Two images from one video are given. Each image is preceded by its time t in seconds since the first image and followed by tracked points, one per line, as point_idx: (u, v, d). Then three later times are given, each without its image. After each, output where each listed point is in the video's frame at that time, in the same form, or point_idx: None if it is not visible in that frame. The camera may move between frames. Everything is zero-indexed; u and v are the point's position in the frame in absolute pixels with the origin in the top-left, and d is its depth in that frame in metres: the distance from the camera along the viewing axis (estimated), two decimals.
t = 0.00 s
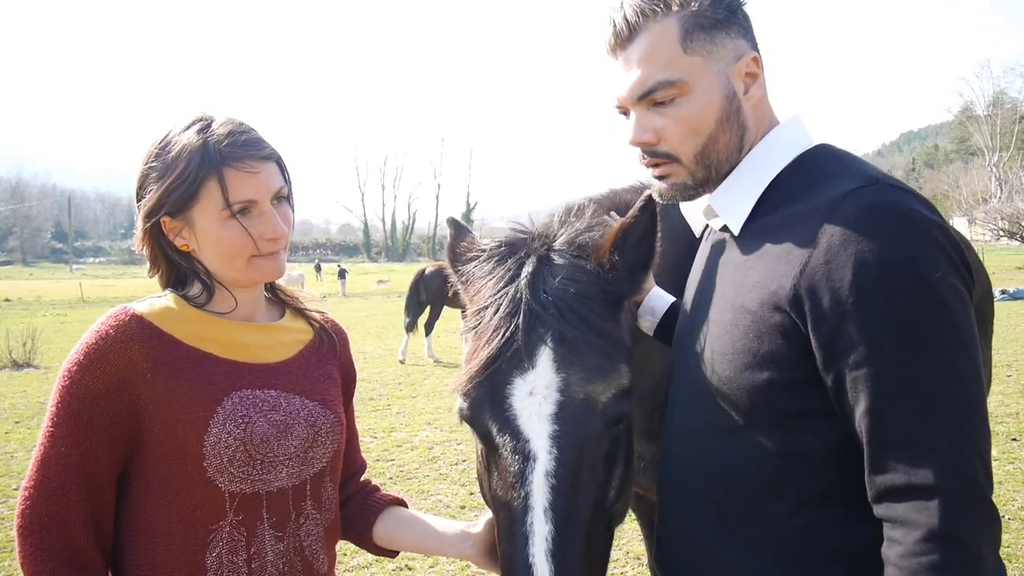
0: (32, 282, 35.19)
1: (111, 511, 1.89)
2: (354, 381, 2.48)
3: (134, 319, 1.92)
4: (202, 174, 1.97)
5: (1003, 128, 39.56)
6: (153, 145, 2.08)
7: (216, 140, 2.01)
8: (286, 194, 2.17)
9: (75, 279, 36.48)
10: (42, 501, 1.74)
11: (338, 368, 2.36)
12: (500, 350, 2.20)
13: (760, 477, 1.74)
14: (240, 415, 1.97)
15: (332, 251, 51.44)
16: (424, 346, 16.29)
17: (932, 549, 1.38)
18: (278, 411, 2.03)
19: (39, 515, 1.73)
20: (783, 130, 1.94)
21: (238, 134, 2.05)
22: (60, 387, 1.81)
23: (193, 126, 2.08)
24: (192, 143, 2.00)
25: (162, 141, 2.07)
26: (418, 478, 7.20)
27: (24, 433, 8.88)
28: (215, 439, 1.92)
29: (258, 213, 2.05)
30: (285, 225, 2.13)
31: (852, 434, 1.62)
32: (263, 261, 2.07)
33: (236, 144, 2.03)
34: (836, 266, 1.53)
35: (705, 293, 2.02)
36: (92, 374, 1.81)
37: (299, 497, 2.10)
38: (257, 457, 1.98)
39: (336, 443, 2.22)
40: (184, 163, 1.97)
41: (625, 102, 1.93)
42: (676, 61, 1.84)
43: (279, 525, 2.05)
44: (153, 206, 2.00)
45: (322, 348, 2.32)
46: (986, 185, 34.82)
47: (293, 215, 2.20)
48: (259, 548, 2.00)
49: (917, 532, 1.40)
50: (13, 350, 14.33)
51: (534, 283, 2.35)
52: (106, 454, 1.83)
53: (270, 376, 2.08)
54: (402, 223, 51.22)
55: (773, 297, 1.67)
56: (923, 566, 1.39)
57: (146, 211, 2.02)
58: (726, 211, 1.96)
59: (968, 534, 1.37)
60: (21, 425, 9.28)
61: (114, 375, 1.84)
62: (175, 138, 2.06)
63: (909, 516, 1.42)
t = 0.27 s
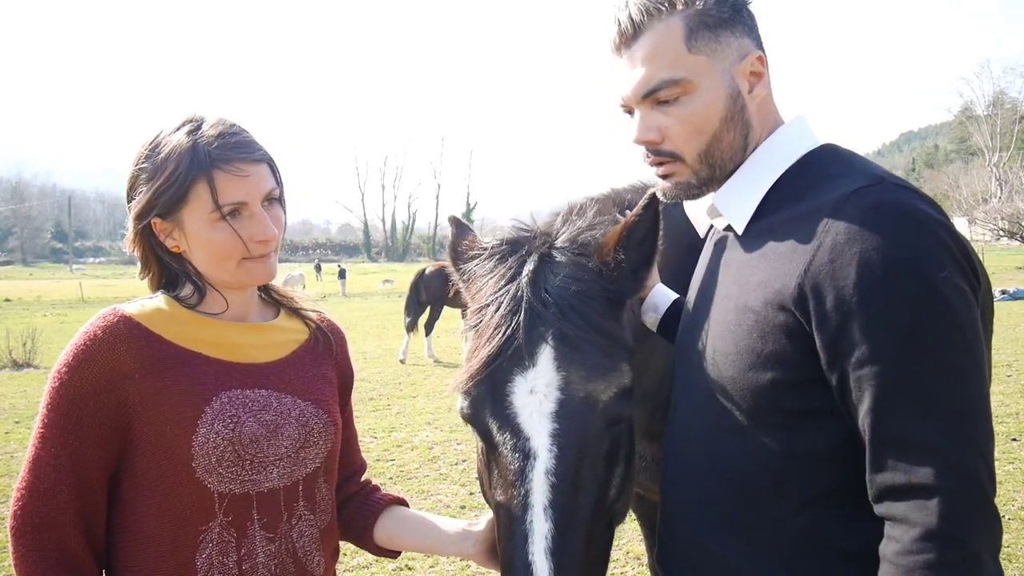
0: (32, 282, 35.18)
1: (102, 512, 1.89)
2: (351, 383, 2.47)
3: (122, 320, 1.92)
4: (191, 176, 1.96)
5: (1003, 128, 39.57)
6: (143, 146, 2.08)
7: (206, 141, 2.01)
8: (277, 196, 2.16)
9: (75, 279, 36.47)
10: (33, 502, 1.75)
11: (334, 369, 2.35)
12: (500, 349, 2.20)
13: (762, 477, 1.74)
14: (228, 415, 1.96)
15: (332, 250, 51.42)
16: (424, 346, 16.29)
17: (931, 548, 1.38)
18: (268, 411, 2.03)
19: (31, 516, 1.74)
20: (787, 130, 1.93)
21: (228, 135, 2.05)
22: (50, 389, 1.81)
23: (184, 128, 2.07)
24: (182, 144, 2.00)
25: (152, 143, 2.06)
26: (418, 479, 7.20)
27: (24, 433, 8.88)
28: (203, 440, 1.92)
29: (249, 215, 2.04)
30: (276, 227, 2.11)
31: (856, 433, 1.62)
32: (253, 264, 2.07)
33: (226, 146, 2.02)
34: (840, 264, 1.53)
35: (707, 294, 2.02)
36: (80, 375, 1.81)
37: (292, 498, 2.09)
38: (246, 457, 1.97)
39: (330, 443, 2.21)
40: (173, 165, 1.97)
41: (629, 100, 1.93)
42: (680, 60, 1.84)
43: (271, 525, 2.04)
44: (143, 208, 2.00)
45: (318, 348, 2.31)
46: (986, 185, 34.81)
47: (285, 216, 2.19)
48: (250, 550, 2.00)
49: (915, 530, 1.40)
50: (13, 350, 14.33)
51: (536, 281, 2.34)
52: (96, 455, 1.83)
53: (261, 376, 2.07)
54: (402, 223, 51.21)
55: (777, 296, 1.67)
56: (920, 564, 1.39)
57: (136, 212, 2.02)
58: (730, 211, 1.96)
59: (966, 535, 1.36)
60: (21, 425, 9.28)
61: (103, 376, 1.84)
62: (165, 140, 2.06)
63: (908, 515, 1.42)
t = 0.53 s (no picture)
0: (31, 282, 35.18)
1: (93, 518, 1.89)
2: (341, 384, 2.48)
3: (111, 324, 1.90)
4: (180, 161, 1.97)
5: (1002, 128, 39.57)
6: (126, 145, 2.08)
7: (191, 129, 2.02)
8: (264, 184, 2.17)
9: (75, 280, 36.47)
10: (21, 511, 1.74)
11: (326, 366, 2.34)
12: (499, 351, 2.19)
13: (764, 477, 1.74)
14: (224, 417, 1.95)
15: (332, 251, 51.42)
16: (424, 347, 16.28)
17: (935, 547, 1.38)
18: (263, 412, 2.02)
19: (19, 524, 1.74)
20: (792, 128, 1.92)
21: (214, 123, 2.06)
22: (37, 395, 1.81)
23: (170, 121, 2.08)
24: (168, 133, 2.01)
25: (135, 139, 2.06)
26: (418, 478, 7.19)
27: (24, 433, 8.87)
28: (199, 444, 1.91)
29: (238, 199, 2.04)
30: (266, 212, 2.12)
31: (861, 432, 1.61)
32: (245, 251, 2.07)
33: (212, 132, 2.04)
34: (843, 261, 1.53)
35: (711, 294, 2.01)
36: (68, 381, 1.80)
37: (289, 497, 2.09)
38: (242, 459, 1.97)
39: (326, 441, 2.21)
40: (161, 152, 1.97)
41: (633, 99, 1.93)
42: (684, 59, 1.84)
43: (268, 526, 2.04)
44: (131, 202, 1.99)
45: (309, 346, 2.31)
46: (986, 185, 34.81)
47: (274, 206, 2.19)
48: (248, 550, 2.00)
49: (918, 530, 1.40)
50: (13, 350, 14.33)
51: (534, 284, 2.34)
52: (84, 461, 1.82)
53: (253, 376, 2.07)
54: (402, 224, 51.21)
55: (780, 295, 1.67)
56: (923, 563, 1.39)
57: (125, 208, 2.01)
58: (734, 210, 1.96)
59: (970, 534, 1.36)
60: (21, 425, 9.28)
61: (92, 382, 1.83)
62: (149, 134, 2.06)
63: (912, 514, 1.42)
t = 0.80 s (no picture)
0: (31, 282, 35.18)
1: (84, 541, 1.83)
2: (322, 385, 2.50)
3: (93, 342, 1.83)
4: (194, 154, 1.98)
5: (1002, 128, 39.58)
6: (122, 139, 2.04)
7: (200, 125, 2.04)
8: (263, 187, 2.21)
9: (74, 280, 36.46)
10: (6, 542, 1.67)
11: (303, 359, 2.33)
12: (491, 356, 2.19)
13: (766, 478, 1.74)
14: (220, 423, 1.93)
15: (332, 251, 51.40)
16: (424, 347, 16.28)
17: (942, 549, 1.37)
18: (256, 413, 2.01)
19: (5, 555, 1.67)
20: (796, 127, 1.92)
21: (221, 122, 2.10)
22: (17, 420, 1.74)
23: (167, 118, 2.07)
24: (176, 127, 2.01)
25: (135, 132, 2.04)
26: (418, 478, 7.19)
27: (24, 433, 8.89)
28: (199, 452, 1.88)
29: (246, 196, 2.07)
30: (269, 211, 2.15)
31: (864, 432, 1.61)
32: (249, 249, 2.08)
33: (221, 131, 2.07)
34: (847, 260, 1.52)
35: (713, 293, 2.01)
36: (51, 404, 1.74)
37: (289, 493, 2.09)
38: (243, 463, 1.95)
39: (315, 436, 2.21)
40: (172, 144, 1.97)
41: (636, 98, 1.93)
42: (686, 58, 1.84)
43: (273, 525, 2.04)
44: (135, 192, 1.95)
45: (284, 344, 2.29)
46: (985, 185, 34.81)
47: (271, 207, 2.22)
48: (256, 551, 1.99)
49: (926, 531, 1.39)
50: (13, 350, 14.34)
51: (528, 287, 2.34)
52: (71, 483, 1.77)
53: (239, 379, 2.04)
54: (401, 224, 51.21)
55: (784, 294, 1.66)
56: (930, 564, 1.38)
57: (126, 199, 1.96)
58: (738, 209, 1.96)
59: (976, 533, 1.36)
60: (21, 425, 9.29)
61: (77, 403, 1.77)
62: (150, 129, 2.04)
63: (918, 515, 1.41)
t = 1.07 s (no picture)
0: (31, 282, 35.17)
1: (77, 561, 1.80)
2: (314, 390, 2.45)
3: (80, 362, 1.77)
4: (197, 155, 1.97)
5: (1002, 128, 39.58)
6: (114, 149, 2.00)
7: (198, 126, 2.03)
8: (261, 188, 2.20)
9: (75, 279, 36.46)
10: None
11: (293, 362, 2.30)
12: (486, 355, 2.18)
13: (767, 479, 1.73)
14: (215, 438, 1.89)
15: (332, 250, 51.37)
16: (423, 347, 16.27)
17: (946, 553, 1.36)
18: (252, 422, 1.97)
19: None
20: (801, 127, 1.90)
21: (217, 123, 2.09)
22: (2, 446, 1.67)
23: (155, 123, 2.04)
24: (175, 129, 1.99)
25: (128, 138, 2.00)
26: (418, 478, 7.17)
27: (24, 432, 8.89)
28: (196, 468, 1.85)
29: (249, 195, 2.07)
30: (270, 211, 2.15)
31: (868, 434, 1.60)
32: (257, 248, 2.08)
33: (219, 131, 2.06)
34: (852, 263, 1.51)
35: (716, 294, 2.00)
36: (39, 428, 1.69)
37: (289, 499, 2.07)
38: (242, 475, 1.92)
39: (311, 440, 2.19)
40: (174, 146, 1.95)
41: (640, 98, 1.92)
42: (690, 58, 1.82)
43: (276, 533, 2.01)
44: (140, 198, 1.92)
45: (274, 347, 2.25)
46: (985, 185, 34.80)
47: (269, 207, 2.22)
48: (260, 559, 1.97)
49: (930, 535, 1.38)
50: (13, 350, 14.34)
51: (524, 286, 2.31)
52: (62, 508, 1.73)
53: (234, 389, 2.01)
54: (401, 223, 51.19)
55: (788, 295, 1.65)
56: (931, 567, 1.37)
57: (130, 205, 1.92)
58: (741, 209, 1.94)
59: (978, 536, 1.34)
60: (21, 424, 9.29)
61: (66, 426, 1.72)
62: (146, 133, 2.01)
63: (922, 519, 1.40)
